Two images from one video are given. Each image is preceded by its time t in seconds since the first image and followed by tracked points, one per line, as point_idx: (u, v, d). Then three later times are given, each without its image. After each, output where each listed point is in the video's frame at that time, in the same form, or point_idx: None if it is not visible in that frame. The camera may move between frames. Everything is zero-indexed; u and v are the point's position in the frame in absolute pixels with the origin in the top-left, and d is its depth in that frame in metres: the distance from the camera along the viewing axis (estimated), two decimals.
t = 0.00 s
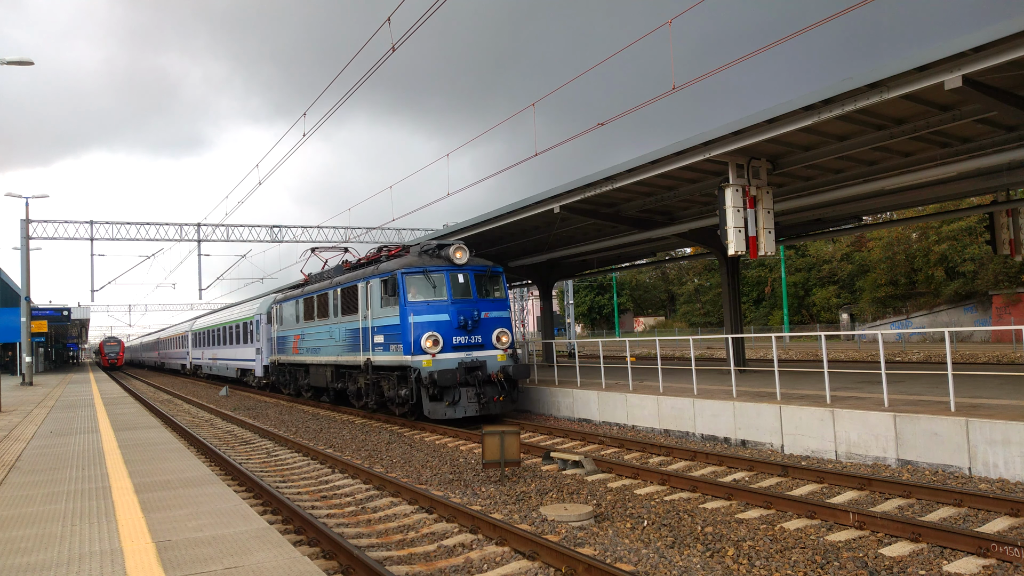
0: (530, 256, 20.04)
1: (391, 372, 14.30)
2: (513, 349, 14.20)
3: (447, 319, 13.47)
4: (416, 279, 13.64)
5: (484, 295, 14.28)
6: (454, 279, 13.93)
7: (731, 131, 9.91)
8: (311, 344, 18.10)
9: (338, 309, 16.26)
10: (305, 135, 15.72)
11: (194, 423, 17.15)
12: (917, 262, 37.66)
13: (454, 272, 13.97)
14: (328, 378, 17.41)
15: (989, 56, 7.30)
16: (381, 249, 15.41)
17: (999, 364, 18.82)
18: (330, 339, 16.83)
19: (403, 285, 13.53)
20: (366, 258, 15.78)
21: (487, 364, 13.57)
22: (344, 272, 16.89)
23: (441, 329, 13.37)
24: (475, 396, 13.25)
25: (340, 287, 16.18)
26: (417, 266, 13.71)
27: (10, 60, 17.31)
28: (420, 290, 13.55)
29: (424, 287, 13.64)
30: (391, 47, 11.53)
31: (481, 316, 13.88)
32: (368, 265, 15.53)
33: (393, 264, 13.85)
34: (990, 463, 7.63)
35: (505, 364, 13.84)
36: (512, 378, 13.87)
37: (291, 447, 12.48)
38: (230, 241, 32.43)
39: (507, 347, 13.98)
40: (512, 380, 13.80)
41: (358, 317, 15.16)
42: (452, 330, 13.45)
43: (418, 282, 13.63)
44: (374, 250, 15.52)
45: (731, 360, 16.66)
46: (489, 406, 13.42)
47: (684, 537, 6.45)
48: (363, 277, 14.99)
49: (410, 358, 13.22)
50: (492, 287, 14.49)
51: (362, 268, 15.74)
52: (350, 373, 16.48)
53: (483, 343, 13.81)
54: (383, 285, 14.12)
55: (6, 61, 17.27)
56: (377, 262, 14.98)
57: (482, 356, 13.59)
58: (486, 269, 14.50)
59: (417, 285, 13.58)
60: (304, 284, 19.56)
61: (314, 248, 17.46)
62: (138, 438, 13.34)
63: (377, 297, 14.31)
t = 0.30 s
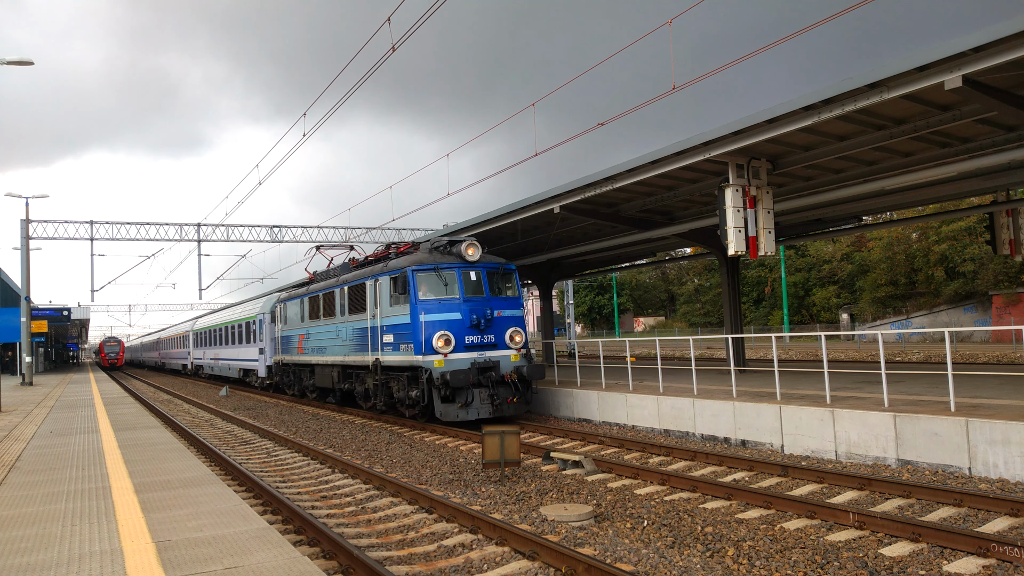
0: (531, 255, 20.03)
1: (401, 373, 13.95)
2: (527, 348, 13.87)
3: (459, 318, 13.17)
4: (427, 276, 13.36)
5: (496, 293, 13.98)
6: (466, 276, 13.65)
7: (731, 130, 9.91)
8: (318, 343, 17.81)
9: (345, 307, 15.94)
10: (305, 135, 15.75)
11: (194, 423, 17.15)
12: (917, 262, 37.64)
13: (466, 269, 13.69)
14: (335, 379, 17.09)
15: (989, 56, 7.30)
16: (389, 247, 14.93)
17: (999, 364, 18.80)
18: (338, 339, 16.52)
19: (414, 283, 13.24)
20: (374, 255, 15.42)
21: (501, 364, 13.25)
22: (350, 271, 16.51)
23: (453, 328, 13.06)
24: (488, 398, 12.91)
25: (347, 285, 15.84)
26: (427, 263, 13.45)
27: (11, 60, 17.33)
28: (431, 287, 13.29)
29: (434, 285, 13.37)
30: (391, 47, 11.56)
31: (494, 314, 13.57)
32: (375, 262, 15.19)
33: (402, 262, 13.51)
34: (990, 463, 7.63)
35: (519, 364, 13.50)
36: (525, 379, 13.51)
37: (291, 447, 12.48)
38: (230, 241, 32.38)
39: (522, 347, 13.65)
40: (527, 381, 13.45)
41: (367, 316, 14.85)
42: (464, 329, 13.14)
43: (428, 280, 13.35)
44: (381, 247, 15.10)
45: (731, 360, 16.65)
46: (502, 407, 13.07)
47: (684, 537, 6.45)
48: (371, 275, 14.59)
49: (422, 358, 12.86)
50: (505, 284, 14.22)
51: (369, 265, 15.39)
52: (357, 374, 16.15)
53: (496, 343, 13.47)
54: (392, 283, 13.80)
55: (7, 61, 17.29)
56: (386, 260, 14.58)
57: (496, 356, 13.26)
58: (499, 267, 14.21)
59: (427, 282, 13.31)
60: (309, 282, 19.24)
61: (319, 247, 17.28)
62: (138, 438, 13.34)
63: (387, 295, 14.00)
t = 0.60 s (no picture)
0: (531, 256, 20.01)
1: (411, 374, 13.55)
2: (541, 348, 13.36)
3: (473, 317, 12.69)
4: (438, 274, 12.88)
5: (511, 290, 13.44)
6: (479, 273, 13.12)
7: (731, 131, 9.90)
8: (323, 343, 17.40)
9: (353, 306, 15.53)
10: (305, 135, 15.77)
11: (194, 422, 17.15)
12: (917, 262, 37.63)
13: (479, 266, 13.16)
14: (343, 379, 16.71)
15: (989, 56, 7.29)
16: (399, 243, 14.49)
17: (999, 364, 18.80)
18: (344, 339, 16.10)
19: (426, 280, 12.78)
20: (383, 252, 15.06)
21: (515, 365, 12.78)
22: (357, 268, 16.12)
23: (465, 327, 12.59)
24: (503, 399, 12.37)
25: (354, 283, 15.43)
26: (440, 259, 12.99)
27: (11, 60, 17.35)
28: (443, 285, 12.82)
29: (447, 282, 12.89)
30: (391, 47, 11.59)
31: (508, 313, 13.01)
32: (384, 259, 14.82)
33: (414, 258, 13.13)
34: (990, 463, 7.63)
35: (533, 364, 12.99)
36: (541, 380, 12.94)
37: (291, 447, 12.49)
38: (230, 241, 32.38)
39: (536, 346, 13.11)
40: (542, 381, 12.90)
41: (376, 314, 14.39)
42: (478, 329, 12.66)
43: (440, 277, 12.87)
44: (391, 244, 14.73)
45: (731, 360, 16.66)
46: (517, 409, 12.53)
47: (684, 537, 6.45)
48: (381, 273, 14.19)
49: (434, 358, 12.41)
50: (520, 281, 13.65)
51: (377, 263, 15.02)
52: (365, 375, 15.74)
53: (511, 342, 12.98)
54: (403, 281, 13.37)
55: (7, 61, 17.31)
56: (395, 257, 14.18)
57: (510, 357, 12.79)
58: (513, 262, 13.65)
59: (439, 279, 12.83)
60: (314, 281, 18.85)
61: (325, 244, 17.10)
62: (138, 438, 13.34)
63: (397, 293, 13.57)
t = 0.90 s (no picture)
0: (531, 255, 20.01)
1: (423, 375, 13.07)
2: (558, 348, 12.88)
3: (488, 315, 12.20)
4: (452, 271, 12.38)
5: (526, 288, 12.96)
6: (493, 270, 12.66)
7: (731, 131, 9.91)
8: (330, 342, 17.01)
9: (361, 304, 15.11)
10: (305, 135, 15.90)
11: (194, 423, 17.15)
12: (917, 262, 37.65)
13: (494, 262, 12.70)
14: (350, 380, 16.27)
15: (990, 56, 7.30)
16: (410, 240, 14.10)
17: (999, 364, 18.81)
18: (352, 338, 15.67)
19: (438, 277, 12.29)
20: (393, 249, 14.65)
21: (532, 365, 12.31)
22: (366, 266, 15.73)
23: (480, 326, 12.09)
24: (519, 401, 11.90)
25: (363, 280, 15.02)
26: (452, 256, 12.44)
27: (11, 60, 17.37)
28: (456, 283, 12.33)
29: (460, 280, 12.39)
30: (391, 47, 11.66)
31: (524, 312, 12.54)
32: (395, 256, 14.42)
33: (425, 254, 12.69)
34: (990, 463, 7.63)
35: (550, 365, 12.52)
36: (558, 381, 12.52)
37: (291, 447, 12.49)
38: (230, 241, 32.43)
39: (553, 346, 12.63)
40: (560, 383, 12.45)
41: (386, 312, 13.95)
42: (493, 328, 12.15)
43: (453, 274, 12.38)
44: (402, 240, 14.34)
45: (731, 360, 16.66)
46: (533, 411, 12.08)
47: (684, 537, 6.45)
48: (391, 269, 13.82)
49: (448, 358, 11.91)
50: (535, 279, 13.19)
51: (388, 259, 14.61)
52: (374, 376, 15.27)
53: (527, 342, 12.46)
54: (415, 277, 12.95)
55: (7, 61, 17.33)
56: (407, 254, 13.77)
57: (526, 357, 12.29)
58: (529, 260, 13.19)
59: (452, 277, 12.34)
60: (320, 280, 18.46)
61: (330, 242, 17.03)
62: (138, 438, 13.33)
63: (409, 290, 13.14)
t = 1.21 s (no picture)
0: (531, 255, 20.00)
1: (435, 376, 12.50)
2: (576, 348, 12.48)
3: (505, 313, 11.73)
4: (467, 267, 11.91)
5: (543, 286, 12.53)
6: (509, 267, 12.19)
7: (731, 131, 9.91)
8: (337, 342, 16.45)
9: (370, 303, 14.51)
10: (305, 135, 15.88)
11: (194, 423, 17.15)
12: (917, 262, 37.64)
13: (510, 259, 12.25)
14: (359, 381, 15.66)
15: (990, 56, 7.30)
16: (421, 236, 13.56)
17: (999, 364, 18.81)
18: (360, 338, 15.08)
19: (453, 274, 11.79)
20: (403, 245, 14.11)
21: (550, 365, 11.89)
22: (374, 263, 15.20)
23: (496, 325, 11.61)
24: (537, 403, 11.53)
25: (371, 278, 14.47)
26: (468, 252, 12.01)
27: (11, 61, 17.39)
28: (472, 280, 11.85)
29: (475, 276, 11.91)
30: (391, 47, 11.66)
31: (542, 310, 12.12)
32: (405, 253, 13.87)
33: (439, 249, 12.16)
34: (990, 463, 7.63)
35: (568, 366, 12.12)
36: (576, 381, 12.14)
37: (291, 447, 12.48)
38: (230, 241, 32.42)
39: (571, 345, 12.24)
40: (578, 383, 12.08)
41: (396, 311, 13.37)
42: (510, 327, 11.69)
43: (469, 271, 11.90)
44: (413, 237, 13.80)
45: (731, 360, 16.66)
46: (552, 413, 11.69)
47: (684, 537, 6.45)
48: (401, 266, 13.22)
49: (462, 358, 11.39)
50: (552, 276, 12.76)
51: (397, 256, 14.07)
52: (383, 376, 14.69)
53: (544, 342, 12.02)
54: (428, 275, 12.37)
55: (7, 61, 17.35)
56: (418, 250, 13.23)
57: (544, 357, 11.86)
58: (545, 256, 12.75)
59: (467, 273, 11.86)
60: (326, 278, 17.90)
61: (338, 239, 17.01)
62: (138, 438, 13.34)
63: (420, 288, 12.58)
